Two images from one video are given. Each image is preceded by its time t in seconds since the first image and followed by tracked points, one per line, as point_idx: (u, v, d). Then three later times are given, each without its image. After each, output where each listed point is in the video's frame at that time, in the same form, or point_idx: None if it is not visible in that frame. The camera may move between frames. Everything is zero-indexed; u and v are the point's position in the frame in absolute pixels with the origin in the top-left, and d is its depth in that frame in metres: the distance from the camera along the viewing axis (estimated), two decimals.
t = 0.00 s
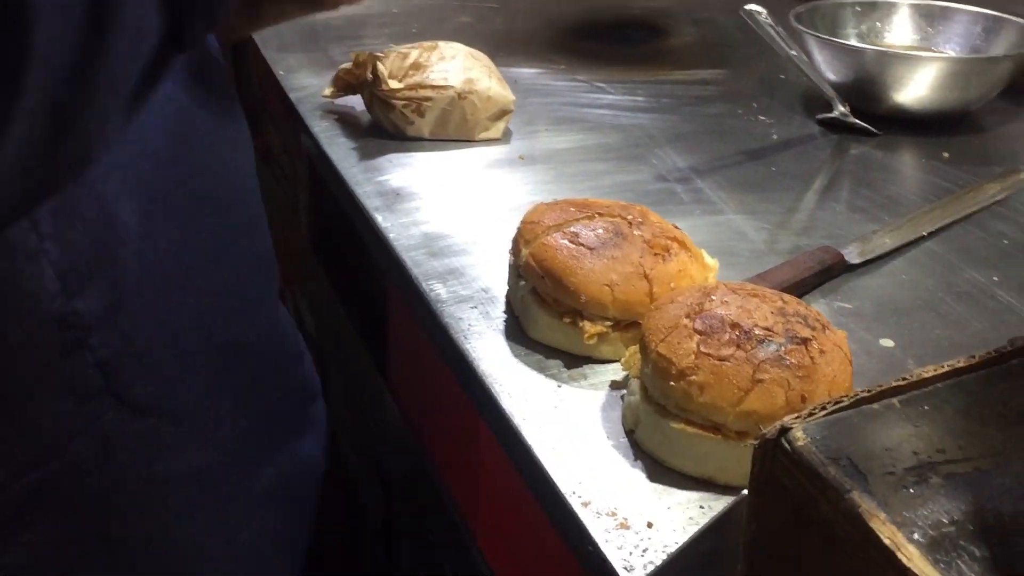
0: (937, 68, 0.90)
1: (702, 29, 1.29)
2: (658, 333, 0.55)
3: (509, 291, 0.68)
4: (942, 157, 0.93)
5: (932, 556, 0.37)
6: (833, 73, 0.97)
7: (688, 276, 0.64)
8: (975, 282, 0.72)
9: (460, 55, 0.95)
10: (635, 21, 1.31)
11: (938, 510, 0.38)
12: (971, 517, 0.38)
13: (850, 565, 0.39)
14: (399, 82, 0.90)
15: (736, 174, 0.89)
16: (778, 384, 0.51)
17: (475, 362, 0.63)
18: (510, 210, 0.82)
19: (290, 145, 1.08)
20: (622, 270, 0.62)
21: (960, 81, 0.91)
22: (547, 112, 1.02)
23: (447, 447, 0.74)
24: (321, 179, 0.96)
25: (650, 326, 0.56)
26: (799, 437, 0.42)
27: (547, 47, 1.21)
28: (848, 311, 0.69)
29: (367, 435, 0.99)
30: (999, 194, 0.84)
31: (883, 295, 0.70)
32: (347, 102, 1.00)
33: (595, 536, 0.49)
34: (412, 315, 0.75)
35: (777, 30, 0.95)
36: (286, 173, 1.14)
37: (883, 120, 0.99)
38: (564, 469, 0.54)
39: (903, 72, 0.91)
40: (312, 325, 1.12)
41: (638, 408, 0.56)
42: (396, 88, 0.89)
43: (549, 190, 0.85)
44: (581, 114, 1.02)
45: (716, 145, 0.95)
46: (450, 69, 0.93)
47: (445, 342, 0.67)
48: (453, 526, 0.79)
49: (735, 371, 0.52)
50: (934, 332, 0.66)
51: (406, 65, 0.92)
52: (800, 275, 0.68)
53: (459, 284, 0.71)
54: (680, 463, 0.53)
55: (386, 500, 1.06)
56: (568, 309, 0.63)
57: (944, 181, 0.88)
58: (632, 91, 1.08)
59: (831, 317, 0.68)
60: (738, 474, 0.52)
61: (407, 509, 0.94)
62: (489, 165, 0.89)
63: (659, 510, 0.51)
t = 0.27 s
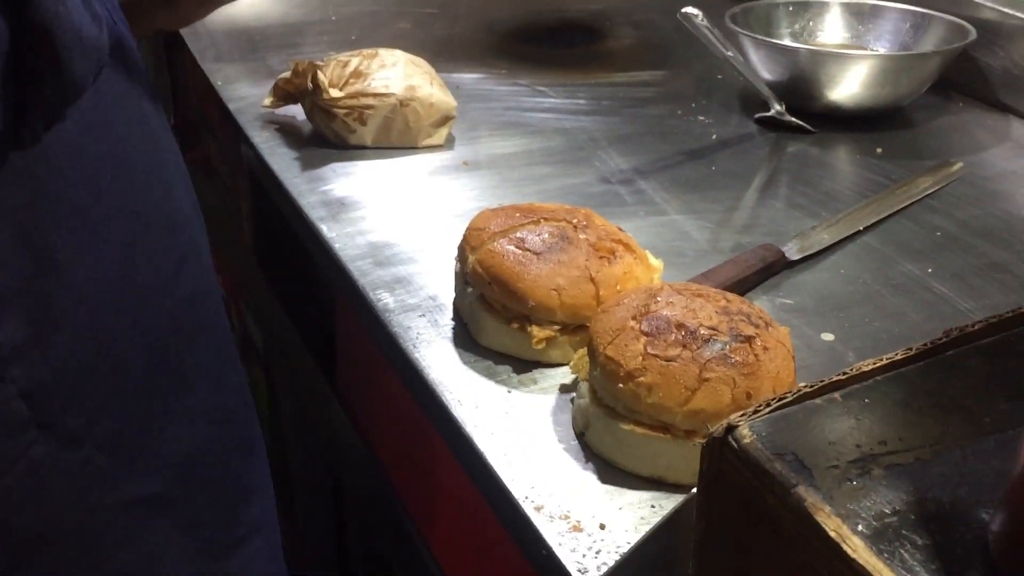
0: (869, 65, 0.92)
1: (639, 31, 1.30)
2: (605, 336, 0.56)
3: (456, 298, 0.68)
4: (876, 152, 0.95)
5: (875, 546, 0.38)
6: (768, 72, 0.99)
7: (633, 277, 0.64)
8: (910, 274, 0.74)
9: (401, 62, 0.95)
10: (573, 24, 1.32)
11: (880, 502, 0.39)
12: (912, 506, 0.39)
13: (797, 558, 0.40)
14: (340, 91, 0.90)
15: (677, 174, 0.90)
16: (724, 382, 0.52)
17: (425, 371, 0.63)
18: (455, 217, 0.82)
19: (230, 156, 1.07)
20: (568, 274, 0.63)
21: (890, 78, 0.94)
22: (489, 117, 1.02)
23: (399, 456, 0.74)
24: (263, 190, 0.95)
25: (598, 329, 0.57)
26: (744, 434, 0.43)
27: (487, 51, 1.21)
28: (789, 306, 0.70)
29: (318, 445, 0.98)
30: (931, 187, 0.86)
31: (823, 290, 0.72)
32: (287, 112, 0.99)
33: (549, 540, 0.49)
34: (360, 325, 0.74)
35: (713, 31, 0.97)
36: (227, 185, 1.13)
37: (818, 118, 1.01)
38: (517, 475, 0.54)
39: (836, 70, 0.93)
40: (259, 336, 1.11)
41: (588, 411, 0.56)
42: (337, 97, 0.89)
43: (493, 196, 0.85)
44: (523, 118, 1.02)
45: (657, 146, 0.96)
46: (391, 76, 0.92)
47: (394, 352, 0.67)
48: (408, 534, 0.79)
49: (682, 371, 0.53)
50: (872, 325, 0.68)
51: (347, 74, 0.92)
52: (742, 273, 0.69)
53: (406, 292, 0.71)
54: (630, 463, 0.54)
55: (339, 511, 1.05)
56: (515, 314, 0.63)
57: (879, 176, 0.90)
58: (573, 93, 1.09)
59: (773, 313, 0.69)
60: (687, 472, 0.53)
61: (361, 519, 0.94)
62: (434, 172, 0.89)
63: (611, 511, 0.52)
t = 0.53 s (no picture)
0: (869, 87, 0.93)
1: (645, 54, 1.32)
2: (606, 358, 0.57)
3: (463, 322, 0.70)
4: (878, 172, 0.96)
5: (867, 564, 0.38)
6: (770, 95, 1.00)
7: (635, 300, 0.65)
8: (911, 294, 0.75)
9: (408, 89, 0.97)
10: (580, 48, 1.34)
11: (872, 520, 0.40)
12: (903, 525, 0.40)
13: None
14: (349, 118, 0.92)
15: (681, 197, 0.91)
16: (723, 403, 0.53)
17: (431, 395, 0.64)
18: (462, 241, 0.83)
19: (242, 183, 1.09)
20: (571, 297, 0.64)
21: (890, 99, 0.95)
22: (496, 142, 1.04)
23: (407, 477, 0.75)
24: (274, 216, 0.97)
25: (599, 352, 0.58)
26: (740, 455, 0.44)
27: (494, 76, 1.23)
28: (791, 327, 0.71)
29: (330, 467, 1.00)
30: (933, 207, 0.87)
31: (824, 310, 0.73)
32: (298, 139, 1.01)
33: (552, 560, 0.50)
34: (369, 348, 0.76)
35: (714, 56, 0.99)
36: (240, 210, 1.15)
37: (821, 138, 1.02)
38: (521, 496, 0.55)
39: (836, 92, 0.94)
40: (271, 359, 1.12)
41: (591, 432, 0.57)
42: (346, 124, 0.91)
43: (499, 219, 0.87)
44: (529, 142, 1.04)
45: (661, 169, 0.97)
46: (399, 103, 0.94)
47: (401, 375, 0.68)
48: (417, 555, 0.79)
49: (681, 392, 0.54)
50: (873, 345, 0.69)
51: (355, 101, 0.94)
52: (744, 294, 0.70)
53: (414, 316, 0.72)
54: (633, 484, 0.55)
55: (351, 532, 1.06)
56: (520, 337, 0.65)
57: (881, 196, 0.91)
58: (578, 117, 1.11)
59: (775, 334, 0.70)
60: (688, 492, 0.54)
61: (372, 539, 0.95)
62: (441, 196, 0.91)
63: (614, 531, 0.53)
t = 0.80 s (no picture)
0: (894, 102, 0.93)
1: (667, 66, 1.32)
2: (631, 382, 0.57)
3: (486, 341, 0.70)
4: (902, 188, 0.95)
5: None
6: (793, 109, 1.00)
7: (659, 321, 0.65)
8: (937, 314, 0.74)
9: (431, 104, 0.97)
10: (601, 60, 1.34)
11: (902, 554, 0.40)
12: (934, 559, 0.39)
13: None
14: (371, 133, 0.92)
15: (703, 212, 0.91)
16: (749, 429, 0.53)
17: (455, 415, 0.64)
18: (484, 258, 0.83)
19: (265, 195, 1.10)
20: (595, 319, 0.64)
21: (915, 114, 0.94)
22: (518, 156, 1.04)
23: (430, 495, 0.75)
24: (297, 230, 0.97)
25: (624, 375, 0.58)
26: (768, 486, 0.43)
27: (516, 88, 1.23)
28: (816, 347, 0.71)
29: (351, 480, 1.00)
30: (958, 224, 0.86)
31: (849, 330, 0.72)
32: (321, 152, 1.02)
33: None
34: (391, 365, 0.76)
35: (737, 71, 0.98)
36: (262, 223, 1.16)
37: (844, 153, 1.02)
38: (545, 519, 0.55)
39: (860, 107, 0.94)
40: (293, 371, 1.12)
41: (615, 455, 0.57)
42: (368, 139, 0.91)
43: (521, 235, 0.87)
44: (551, 156, 1.04)
45: (683, 184, 0.97)
46: (421, 118, 0.94)
47: (424, 394, 0.68)
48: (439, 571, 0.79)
49: (707, 418, 0.53)
50: (899, 366, 0.68)
51: (378, 116, 0.94)
52: (768, 315, 0.70)
53: (437, 333, 0.73)
54: (657, 508, 0.55)
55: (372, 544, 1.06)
56: (544, 358, 0.65)
57: (905, 213, 0.90)
58: (600, 130, 1.11)
59: (799, 355, 0.69)
60: (714, 517, 0.53)
61: (393, 554, 0.95)
62: (464, 212, 0.91)
63: (639, 557, 0.53)
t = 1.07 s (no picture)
0: (908, 94, 0.92)
1: (678, 58, 1.31)
2: (643, 373, 0.56)
3: (496, 331, 0.69)
4: (915, 181, 0.95)
5: None
6: (806, 101, 0.99)
7: (670, 312, 0.65)
8: (950, 307, 0.74)
9: (441, 94, 0.95)
10: (612, 51, 1.34)
11: (917, 546, 0.39)
12: (949, 552, 0.39)
13: None
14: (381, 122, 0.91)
15: (715, 204, 0.91)
16: (761, 420, 0.53)
17: (465, 405, 0.63)
18: (494, 248, 0.83)
19: (275, 186, 1.10)
20: (606, 309, 0.63)
21: (928, 106, 0.93)
22: (528, 147, 1.03)
23: (439, 486, 0.75)
24: (306, 220, 0.97)
25: (635, 366, 0.57)
26: (781, 477, 0.43)
27: (526, 80, 1.22)
28: (827, 339, 0.70)
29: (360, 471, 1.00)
30: (972, 217, 0.86)
31: (862, 323, 0.72)
32: (331, 143, 1.01)
33: None
34: (401, 355, 0.76)
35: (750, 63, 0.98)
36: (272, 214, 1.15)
37: (857, 145, 1.01)
38: (555, 510, 0.55)
39: (873, 99, 0.93)
40: (301, 362, 1.12)
41: (625, 446, 0.57)
42: (378, 129, 0.90)
43: (531, 226, 0.86)
44: (561, 147, 1.03)
45: (694, 176, 0.97)
46: (431, 107, 0.93)
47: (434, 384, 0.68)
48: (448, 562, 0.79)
49: (719, 409, 0.53)
50: (912, 359, 0.68)
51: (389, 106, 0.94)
52: (780, 307, 0.70)
53: (446, 323, 0.72)
54: (668, 500, 0.54)
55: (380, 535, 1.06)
56: (554, 348, 0.64)
57: (918, 206, 0.90)
58: (611, 122, 1.10)
59: (811, 347, 0.69)
60: (725, 509, 0.53)
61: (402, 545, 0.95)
62: (474, 203, 0.91)
63: (649, 547, 0.52)
